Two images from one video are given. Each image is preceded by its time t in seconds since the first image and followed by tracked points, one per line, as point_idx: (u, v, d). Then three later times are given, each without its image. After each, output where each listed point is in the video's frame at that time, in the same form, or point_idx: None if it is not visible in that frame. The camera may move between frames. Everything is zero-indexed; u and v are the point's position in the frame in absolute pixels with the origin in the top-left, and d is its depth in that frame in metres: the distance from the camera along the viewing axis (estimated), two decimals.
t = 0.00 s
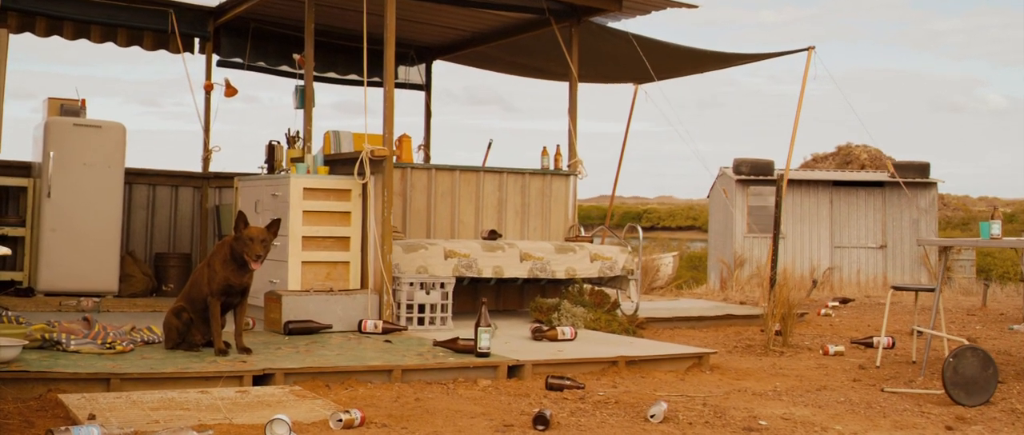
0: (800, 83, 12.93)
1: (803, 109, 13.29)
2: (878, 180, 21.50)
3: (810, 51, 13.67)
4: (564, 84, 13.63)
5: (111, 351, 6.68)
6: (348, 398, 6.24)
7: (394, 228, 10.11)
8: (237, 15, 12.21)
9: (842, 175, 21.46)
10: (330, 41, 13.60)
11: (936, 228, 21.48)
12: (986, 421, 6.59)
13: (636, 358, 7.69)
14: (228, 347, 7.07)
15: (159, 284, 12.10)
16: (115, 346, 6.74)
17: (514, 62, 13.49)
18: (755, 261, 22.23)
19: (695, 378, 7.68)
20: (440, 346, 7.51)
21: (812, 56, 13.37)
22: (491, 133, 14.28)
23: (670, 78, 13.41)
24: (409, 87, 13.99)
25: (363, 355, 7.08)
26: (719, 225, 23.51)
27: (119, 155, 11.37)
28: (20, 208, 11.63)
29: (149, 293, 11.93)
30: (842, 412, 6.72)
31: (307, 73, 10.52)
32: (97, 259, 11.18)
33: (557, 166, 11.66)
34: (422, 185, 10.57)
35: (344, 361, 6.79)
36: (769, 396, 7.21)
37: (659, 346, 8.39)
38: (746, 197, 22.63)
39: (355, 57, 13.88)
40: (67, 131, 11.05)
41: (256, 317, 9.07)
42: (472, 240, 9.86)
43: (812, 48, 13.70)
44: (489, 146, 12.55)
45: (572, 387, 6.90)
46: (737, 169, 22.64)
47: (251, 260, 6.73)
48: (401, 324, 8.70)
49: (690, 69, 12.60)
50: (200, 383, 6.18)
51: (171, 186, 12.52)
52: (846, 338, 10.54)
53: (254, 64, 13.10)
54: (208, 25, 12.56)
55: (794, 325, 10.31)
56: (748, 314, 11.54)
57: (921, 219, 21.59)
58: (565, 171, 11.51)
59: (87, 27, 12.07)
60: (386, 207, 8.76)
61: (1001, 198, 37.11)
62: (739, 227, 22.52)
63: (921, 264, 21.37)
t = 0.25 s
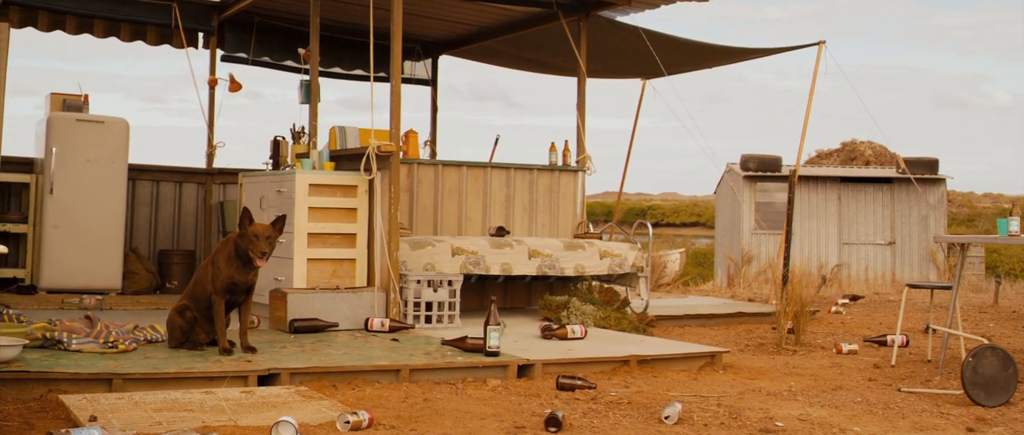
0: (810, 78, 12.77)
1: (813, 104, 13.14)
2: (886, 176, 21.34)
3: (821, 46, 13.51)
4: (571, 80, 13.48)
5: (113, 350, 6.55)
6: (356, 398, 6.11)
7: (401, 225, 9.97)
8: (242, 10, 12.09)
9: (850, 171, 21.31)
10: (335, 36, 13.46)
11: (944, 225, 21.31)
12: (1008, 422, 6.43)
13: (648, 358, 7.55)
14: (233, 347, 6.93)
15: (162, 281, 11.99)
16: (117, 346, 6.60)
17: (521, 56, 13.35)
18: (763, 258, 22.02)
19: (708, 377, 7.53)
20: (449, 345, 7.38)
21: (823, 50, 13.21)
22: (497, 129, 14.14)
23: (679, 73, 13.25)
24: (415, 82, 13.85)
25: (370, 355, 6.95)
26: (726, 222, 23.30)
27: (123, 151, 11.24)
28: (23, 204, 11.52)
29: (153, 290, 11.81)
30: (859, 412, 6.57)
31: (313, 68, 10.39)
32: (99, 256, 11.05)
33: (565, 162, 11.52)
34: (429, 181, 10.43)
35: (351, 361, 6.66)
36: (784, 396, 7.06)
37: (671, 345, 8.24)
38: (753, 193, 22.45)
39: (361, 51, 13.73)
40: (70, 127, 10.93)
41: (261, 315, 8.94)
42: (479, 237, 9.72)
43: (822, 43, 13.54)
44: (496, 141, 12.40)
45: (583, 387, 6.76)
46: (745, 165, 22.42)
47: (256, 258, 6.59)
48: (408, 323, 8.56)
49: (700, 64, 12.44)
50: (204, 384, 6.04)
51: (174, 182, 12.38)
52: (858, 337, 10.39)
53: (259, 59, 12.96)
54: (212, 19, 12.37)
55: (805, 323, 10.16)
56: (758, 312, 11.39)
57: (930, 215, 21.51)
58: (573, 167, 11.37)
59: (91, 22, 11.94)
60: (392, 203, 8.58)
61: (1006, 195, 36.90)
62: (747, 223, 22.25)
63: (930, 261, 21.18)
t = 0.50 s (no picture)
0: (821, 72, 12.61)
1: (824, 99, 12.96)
2: (894, 172, 21.10)
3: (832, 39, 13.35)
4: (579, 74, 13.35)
5: (115, 349, 6.42)
6: (363, 398, 5.97)
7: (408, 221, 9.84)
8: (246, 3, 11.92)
9: (857, 167, 21.14)
10: (340, 30, 13.31)
11: (954, 220, 20.97)
12: None
13: (661, 356, 7.41)
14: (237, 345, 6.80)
15: (166, 278, 11.86)
16: (120, 344, 6.47)
17: (529, 51, 13.20)
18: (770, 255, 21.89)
19: (721, 376, 7.39)
20: (457, 344, 7.24)
21: (834, 44, 13.04)
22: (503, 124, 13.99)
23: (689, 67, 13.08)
24: (421, 77, 13.71)
25: (378, 354, 6.81)
26: (734, 217, 23.09)
27: (126, 146, 11.12)
28: (25, 200, 11.40)
29: (157, 287, 11.68)
30: (878, 413, 6.42)
31: (318, 62, 10.25)
32: (102, 253, 10.92)
33: (573, 158, 11.36)
34: (436, 177, 10.30)
35: (359, 360, 6.52)
36: (800, 396, 6.91)
37: (683, 343, 8.09)
38: (761, 189, 22.30)
39: (366, 46, 13.59)
40: (73, 122, 10.81)
41: (266, 313, 8.80)
42: (487, 234, 9.59)
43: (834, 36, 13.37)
44: (503, 136, 12.25)
45: (595, 387, 6.62)
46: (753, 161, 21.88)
47: (261, 255, 6.45)
48: (416, 321, 8.42)
49: (710, 58, 12.28)
50: (209, 384, 5.91)
51: (178, 177, 12.26)
52: (872, 334, 10.23)
53: (263, 53, 12.82)
54: (216, 13, 12.22)
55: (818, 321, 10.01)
56: (770, 309, 11.23)
57: (939, 211, 21.14)
58: (582, 162, 11.22)
59: (93, 15, 11.80)
60: (400, 199, 8.44)
61: (1011, 191, 36.67)
62: (754, 219, 22.17)
63: (939, 257, 20.87)
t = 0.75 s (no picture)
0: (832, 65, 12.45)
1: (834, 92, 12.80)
2: (903, 167, 20.90)
3: (843, 33, 13.18)
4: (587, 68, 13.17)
5: (117, 347, 6.28)
6: (371, 398, 5.83)
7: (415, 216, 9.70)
8: None
9: (866, 162, 20.93)
10: (345, 24, 13.17)
11: (963, 216, 20.80)
12: None
13: (673, 355, 7.26)
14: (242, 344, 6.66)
15: (170, 274, 11.72)
16: (122, 342, 6.33)
17: (536, 44, 13.04)
18: (778, 251, 21.71)
19: (735, 375, 7.24)
20: (466, 342, 7.10)
21: (845, 37, 12.87)
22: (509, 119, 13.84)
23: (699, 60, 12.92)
24: (427, 71, 13.57)
25: (385, 352, 6.67)
26: (741, 213, 22.89)
27: (129, 141, 10.98)
28: (27, 196, 11.27)
29: (160, 283, 11.55)
30: (897, 413, 6.26)
31: (324, 56, 10.10)
32: (105, 248, 10.78)
33: (582, 152, 11.21)
34: (443, 172, 10.16)
35: (366, 359, 6.38)
36: (817, 395, 6.75)
37: (695, 341, 7.95)
38: (769, 185, 22.06)
39: (372, 39, 13.44)
40: (75, 116, 10.68)
41: (271, 310, 8.66)
42: (496, 229, 9.44)
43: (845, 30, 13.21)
44: (511, 131, 12.09)
45: (608, 386, 6.47)
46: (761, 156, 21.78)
47: (267, 251, 6.31)
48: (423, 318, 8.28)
49: (721, 51, 12.11)
50: (213, 383, 5.77)
51: (182, 172, 12.12)
52: (885, 332, 10.07)
53: (268, 47, 12.68)
54: (220, 6, 12.16)
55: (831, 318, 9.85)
56: (781, 306, 11.07)
57: (948, 206, 20.95)
58: (591, 157, 11.06)
59: (96, 8, 11.65)
60: (407, 195, 8.30)
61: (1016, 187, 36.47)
62: (761, 215, 21.92)
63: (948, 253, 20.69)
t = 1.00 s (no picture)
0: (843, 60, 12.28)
1: (845, 87, 12.63)
2: (912, 164, 20.69)
3: (854, 28, 13.01)
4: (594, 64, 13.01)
5: (119, 347, 6.14)
6: (378, 400, 5.69)
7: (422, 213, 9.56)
8: None
9: (874, 159, 20.71)
10: (350, 19, 13.02)
11: (972, 213, 20.62)
12: None
13: (686, 355, 7.11)
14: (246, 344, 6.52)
15: (173, 272, 11.58)
16: (124, 342, 6.19)
17: (543, 40, 12.88)
18: (786, 249, 21.54)
19: (749, 376, 7.09)
20: (475, 342, 6.95)
21: (857, 32, 12.71)
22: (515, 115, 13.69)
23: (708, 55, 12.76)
24: (433, 66, 13.43)
25: (392, 352, 6.53)
26: (747, 210, 22.70)
27: (132, 137, 10.84)
28: (29, 192, 11.14)
29: (163, 281, 11.41)
30: (918, 416, 6.10)
31: (329, 50, 9.96)
32: (107, 246, 10.65)
33: (590, 149, 11.06)
34: (450, 169, 10.02)
35: (373, 360, 6.23)
36: (834, 397, 6.60)
37: (708, 341, 7.80)
38: (776, 182, 21.88)
39: (377, 34, 13.29)
40: (77, 112, 10.55)
41: (275, 309, 8.52)
42: (503, 226, 9.29)
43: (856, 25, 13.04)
44: (518, 127, 11.95)
45: (620, 388, 6.33)
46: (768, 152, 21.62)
47: (271, 250, 6.16)
48: (431, 317, 8.13)
49: (731, 46, 11.95)
50: (217, 385, 5.63)
51: (185, 169, 11.98)
52: (900, 331, 9.90)
53: (272, 42, 12.53)
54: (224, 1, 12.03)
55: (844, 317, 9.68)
56: (792, 304, 10.91)
57: (957, 203, 20.77)
58: (599, 153, 10.91)
59: (99, 3, 11.51)
60: (413, 192, 8.15)
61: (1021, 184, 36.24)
62: (769, 212, 21.76)
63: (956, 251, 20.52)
